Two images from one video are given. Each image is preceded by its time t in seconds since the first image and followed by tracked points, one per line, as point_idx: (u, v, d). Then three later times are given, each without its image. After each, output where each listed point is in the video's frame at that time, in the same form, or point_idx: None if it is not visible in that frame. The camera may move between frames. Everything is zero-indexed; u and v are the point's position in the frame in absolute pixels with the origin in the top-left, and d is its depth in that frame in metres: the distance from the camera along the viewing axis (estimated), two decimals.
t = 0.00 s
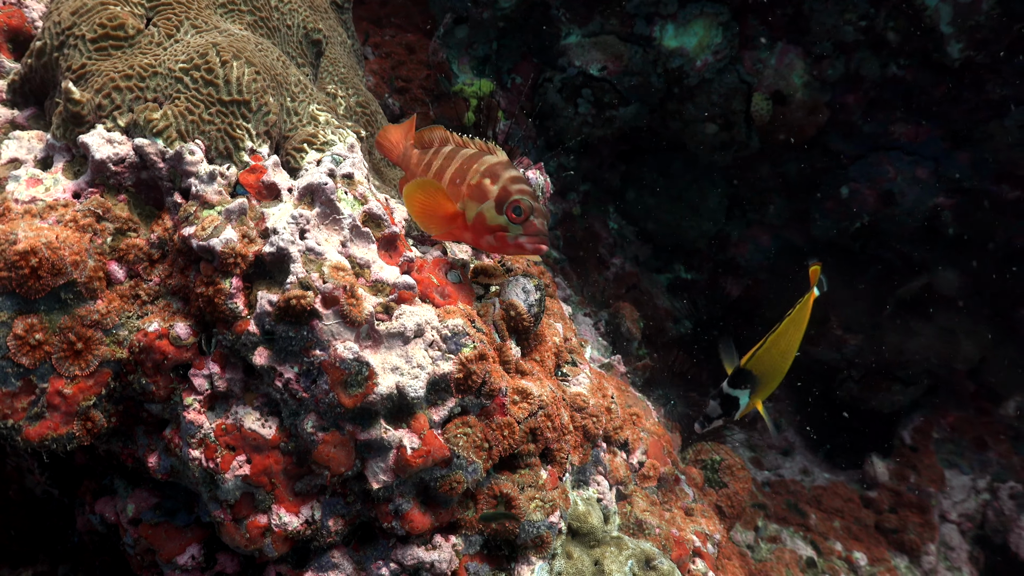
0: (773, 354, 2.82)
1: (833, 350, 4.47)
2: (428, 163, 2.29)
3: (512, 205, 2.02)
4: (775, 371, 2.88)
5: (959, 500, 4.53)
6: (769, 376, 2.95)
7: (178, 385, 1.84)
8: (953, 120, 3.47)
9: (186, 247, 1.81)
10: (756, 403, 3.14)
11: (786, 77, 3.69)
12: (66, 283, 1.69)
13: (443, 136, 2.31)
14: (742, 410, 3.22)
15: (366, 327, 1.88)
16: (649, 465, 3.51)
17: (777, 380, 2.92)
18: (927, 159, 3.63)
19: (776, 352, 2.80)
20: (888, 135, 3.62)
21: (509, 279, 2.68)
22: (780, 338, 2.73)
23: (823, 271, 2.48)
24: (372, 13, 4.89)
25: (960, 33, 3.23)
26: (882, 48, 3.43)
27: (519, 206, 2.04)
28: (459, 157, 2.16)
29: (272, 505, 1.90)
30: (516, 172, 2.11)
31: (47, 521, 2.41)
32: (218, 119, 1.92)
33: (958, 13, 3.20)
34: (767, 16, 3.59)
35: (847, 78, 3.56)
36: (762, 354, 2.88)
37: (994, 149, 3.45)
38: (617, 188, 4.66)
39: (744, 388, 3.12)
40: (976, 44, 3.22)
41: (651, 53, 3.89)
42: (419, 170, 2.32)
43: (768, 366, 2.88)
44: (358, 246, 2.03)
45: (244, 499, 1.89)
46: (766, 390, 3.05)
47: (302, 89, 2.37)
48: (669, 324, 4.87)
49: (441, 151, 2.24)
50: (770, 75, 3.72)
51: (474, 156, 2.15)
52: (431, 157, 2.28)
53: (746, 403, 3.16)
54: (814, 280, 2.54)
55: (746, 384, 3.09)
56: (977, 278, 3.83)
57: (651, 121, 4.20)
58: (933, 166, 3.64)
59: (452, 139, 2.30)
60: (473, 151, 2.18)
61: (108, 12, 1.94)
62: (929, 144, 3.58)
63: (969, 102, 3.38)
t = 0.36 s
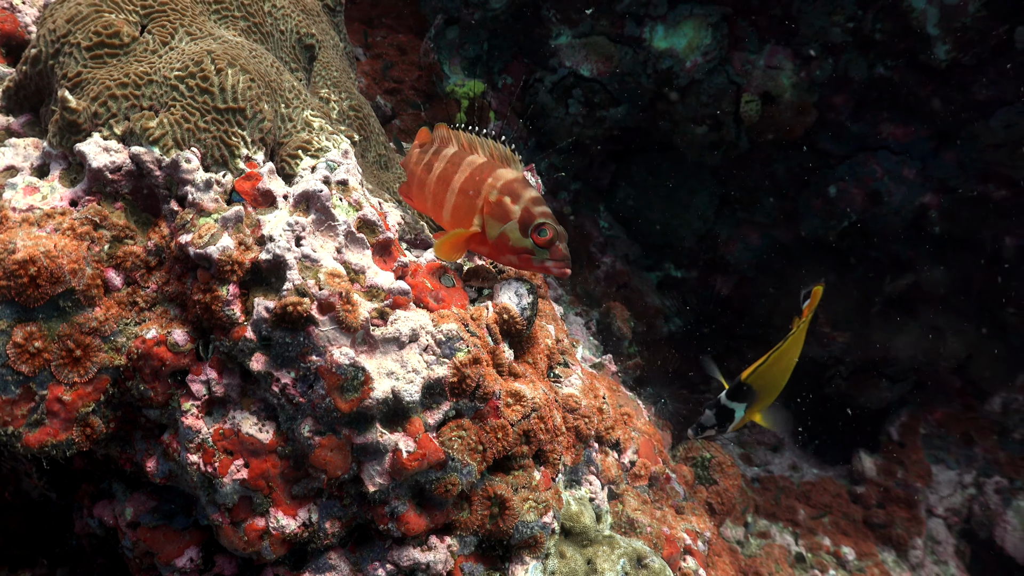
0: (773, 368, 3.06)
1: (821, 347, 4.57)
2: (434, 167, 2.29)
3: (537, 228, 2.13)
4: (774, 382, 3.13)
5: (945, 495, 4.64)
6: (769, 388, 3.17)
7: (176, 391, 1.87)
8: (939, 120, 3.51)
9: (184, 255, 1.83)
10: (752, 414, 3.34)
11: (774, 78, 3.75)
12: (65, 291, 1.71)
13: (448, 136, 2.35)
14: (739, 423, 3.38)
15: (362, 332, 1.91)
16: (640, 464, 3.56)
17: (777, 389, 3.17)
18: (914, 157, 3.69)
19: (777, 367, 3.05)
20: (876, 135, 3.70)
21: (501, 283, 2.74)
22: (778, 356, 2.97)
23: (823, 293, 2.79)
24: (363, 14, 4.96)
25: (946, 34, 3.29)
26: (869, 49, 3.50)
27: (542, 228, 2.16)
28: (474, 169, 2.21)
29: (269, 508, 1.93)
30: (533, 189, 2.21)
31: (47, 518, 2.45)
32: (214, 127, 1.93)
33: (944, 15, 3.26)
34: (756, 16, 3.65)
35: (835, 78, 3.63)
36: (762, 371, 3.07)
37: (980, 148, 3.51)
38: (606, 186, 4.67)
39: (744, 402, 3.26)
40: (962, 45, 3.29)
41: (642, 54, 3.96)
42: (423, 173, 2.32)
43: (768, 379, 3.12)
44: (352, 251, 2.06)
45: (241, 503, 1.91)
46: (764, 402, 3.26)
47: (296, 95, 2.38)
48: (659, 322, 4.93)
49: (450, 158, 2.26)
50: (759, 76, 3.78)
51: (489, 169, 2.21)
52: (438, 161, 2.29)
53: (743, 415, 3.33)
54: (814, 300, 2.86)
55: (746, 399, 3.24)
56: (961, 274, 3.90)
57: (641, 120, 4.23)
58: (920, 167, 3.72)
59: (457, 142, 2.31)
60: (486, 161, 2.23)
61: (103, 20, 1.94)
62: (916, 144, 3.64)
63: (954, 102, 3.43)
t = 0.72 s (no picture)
0: (768, 379, 2.95)
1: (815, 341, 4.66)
2: (448, 178, 2.10)
3: (571, 251, 2.02)
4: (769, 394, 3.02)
5: (937, 484, 4.79)
6: (762, 399, 3.05)
7: (180, 395, 1.88)
8: (928, 115, 3.65)
9: (186, 261, 1.84)
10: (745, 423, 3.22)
11: (765, 74, 3.82)
12: (70, 298, 1.73)
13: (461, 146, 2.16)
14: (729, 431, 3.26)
15: (364, 335, 1.93)
16: (637, 459, 3.62)
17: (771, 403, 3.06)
18: (904, 152, 3.80)
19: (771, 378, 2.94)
20: (867, 130, 3.81)
21: (500, 282, 2.76)
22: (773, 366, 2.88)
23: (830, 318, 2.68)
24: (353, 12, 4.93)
25: (934, 29, 3.40)
26: (858, 44, 3.61)
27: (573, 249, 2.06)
28: (497, 183, 2.02)
29: (274, 509, 1.96)
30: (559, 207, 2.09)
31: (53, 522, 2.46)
32: (214, 133, 1.94)
33: (932, 10, 3.37)
34: (747, 14, 3.72)
35: (825, 73, 3.73)
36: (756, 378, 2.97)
37: (969, 142, 3.62)
38: (599, 182, 4.69)
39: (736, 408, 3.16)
40: (950, 40, 3.40)
41: (634, 51, 4.01)
42: (434, 183, 2.14)
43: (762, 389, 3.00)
44: (353, 254, 2.07)
45: (247, 504, 1.94)
46: (757, 413, 3.14)
47: (293, 99, 2.39)
48: (653, 317, 5.00)
49: (466, 169, 2.07)
50: (749, 72, 3.84)
51: (513, 184, 2.02)
52: (451, 171, 2.11)
53: (734, 423, 3.22)
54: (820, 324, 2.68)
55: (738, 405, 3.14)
56: (950, 266, 4.02)
57: (633, 117, 4.29)
58: (909, 161, 3.82)
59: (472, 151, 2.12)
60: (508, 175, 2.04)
61: (102, 27, 1.95)
62: (906, 138, 3.76)
63: (943, 97, 3.58)
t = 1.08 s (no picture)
0: (770, 371, 2.42)
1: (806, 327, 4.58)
2: (510, 216, 2.15)
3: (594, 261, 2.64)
4: (768, 390, 2.47)
5: (933, 467, 4.91)
6: (758, 395, 2.51)
7: (190, 394, 1.90)
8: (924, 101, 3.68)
9: (194, 261, 1.86)
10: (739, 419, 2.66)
11: (759, 63, 3.86)
12: (80, 301, 1.74)
13: (508, 172, 2.15)
14: (719, 424, 2.73)
15: (371, 332, 1.95)
16: (640, 449, 3.66)
17: (773, 404, 2.50)
18: (898, 140, 3.84)
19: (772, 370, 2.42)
20: (860, 117, 3.82)
21: (502, 277, 2.80)
22: (771, 357, 2.38)
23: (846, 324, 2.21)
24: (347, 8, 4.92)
25: (927, 18, 3.43)
26: (851, 34, 3.62)
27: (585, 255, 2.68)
28: (558, 220, 2.30)
29: (285, 505, 1.98)
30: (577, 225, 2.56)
31: (63, 525, 2.47)
32: (218, 134, 1.95)
33: None
34: (740, 4, 3.74)
35: (819, 63, 3.75)
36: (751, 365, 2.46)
37: (963, 129, 3.69)
38: (595, 173, 4.72)
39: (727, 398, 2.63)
40: (942, 29, 3.43)
41: (628, 42, 4.01)
42: (492, 219, 2.13)
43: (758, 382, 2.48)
44: (358, 252, 2.08)
45: (258, 501, 1.96)
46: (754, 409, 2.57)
47: (294, 97, 2.39)
48: (650, 306, 5.05)
49: (532, 208, 2.19)
50: (743, 62, 3.89)
51: (567, 219, 2.33)
52: (514, 208, 2.15)
53: (724, 416, 2.68)
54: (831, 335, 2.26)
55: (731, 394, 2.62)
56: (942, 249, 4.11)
57: (628, 108, 4.32)
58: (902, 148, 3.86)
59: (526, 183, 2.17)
60: (561, 210, 2.30)
61: (103, 29, 1.95)
62: (899, 126, 3.79)
63: (937, 84, 3.60)
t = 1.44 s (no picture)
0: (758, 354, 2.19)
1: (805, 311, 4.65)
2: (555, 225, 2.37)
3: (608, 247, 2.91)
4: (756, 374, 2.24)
5: (930, 449, 5.02)
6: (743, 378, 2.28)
7: (202, 394, 1.91)
8: (915, 87, 3.85)
9: (203, 262, 1.86)
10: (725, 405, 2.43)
11: (754, 51, 3.96)
12: (90, 303, 1.74)
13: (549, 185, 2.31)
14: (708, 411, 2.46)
15: (380, 329, 1.96)
16: (645, 437, 3.73)
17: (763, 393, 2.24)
18: (891, 125, 3.98)
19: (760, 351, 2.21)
20: (855, 103, 3.98)
21: (506, 271, 2.82)
22: (759, 338, 2.16)
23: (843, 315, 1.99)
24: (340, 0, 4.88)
25: (919, 4, 3.56)
26: (845, 19, 3.74)
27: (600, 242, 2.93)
28: (591, 222, 2.51)
29: (299, 502, 2.00)
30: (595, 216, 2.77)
31: (73, 525, 2.47)
32: (223, 133, 1.95)
33: None
34: None
35: (813, 49, 3.87)
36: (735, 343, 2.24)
37: (954, 113, 3.84)
38: (590, 162, 4.74)
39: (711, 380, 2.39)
40: (935, 14, 3.56)
41: (623, 31, 4.08)
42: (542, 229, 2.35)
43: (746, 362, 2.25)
44: (365, 249, 2.09)
45: (271, 498, 1.98)
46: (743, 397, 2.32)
47: (296, 94, 2.39)
48: (647, 293, 4.99)
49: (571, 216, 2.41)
50: (738, 49, 3.98)
51: (597, 219, 2.55)
52: (558, 217, 2.37)
53: (712, 400, 2.42)
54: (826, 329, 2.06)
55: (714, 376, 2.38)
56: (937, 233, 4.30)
57: (624, 97, 4.37)
58: (897, 132, 4.00)
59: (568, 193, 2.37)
60: (595, 210, 2.52)
61: (105, 30, 1.94)
62: (892, 111, 3.96)
63: (931, 69, 3.76)
